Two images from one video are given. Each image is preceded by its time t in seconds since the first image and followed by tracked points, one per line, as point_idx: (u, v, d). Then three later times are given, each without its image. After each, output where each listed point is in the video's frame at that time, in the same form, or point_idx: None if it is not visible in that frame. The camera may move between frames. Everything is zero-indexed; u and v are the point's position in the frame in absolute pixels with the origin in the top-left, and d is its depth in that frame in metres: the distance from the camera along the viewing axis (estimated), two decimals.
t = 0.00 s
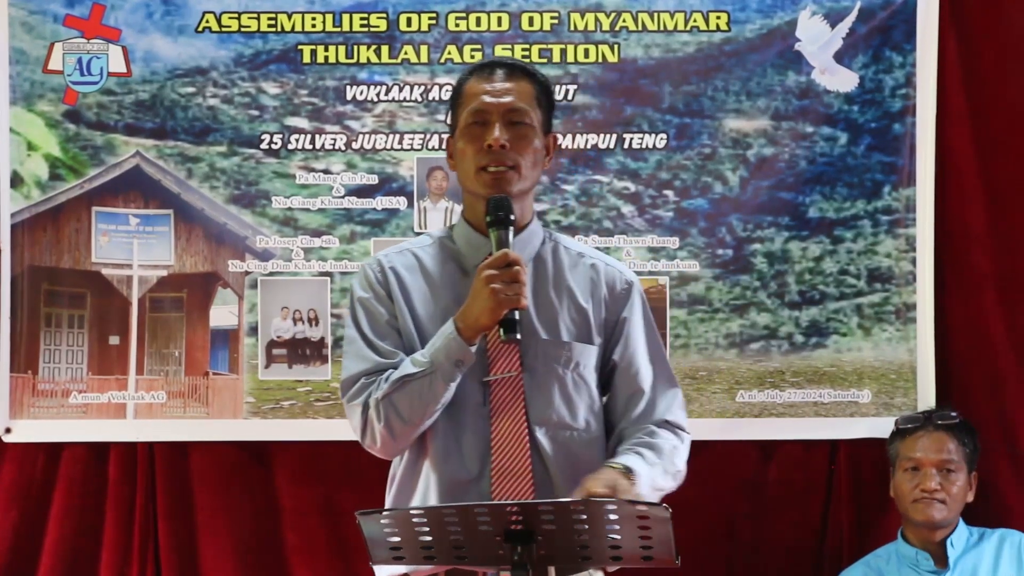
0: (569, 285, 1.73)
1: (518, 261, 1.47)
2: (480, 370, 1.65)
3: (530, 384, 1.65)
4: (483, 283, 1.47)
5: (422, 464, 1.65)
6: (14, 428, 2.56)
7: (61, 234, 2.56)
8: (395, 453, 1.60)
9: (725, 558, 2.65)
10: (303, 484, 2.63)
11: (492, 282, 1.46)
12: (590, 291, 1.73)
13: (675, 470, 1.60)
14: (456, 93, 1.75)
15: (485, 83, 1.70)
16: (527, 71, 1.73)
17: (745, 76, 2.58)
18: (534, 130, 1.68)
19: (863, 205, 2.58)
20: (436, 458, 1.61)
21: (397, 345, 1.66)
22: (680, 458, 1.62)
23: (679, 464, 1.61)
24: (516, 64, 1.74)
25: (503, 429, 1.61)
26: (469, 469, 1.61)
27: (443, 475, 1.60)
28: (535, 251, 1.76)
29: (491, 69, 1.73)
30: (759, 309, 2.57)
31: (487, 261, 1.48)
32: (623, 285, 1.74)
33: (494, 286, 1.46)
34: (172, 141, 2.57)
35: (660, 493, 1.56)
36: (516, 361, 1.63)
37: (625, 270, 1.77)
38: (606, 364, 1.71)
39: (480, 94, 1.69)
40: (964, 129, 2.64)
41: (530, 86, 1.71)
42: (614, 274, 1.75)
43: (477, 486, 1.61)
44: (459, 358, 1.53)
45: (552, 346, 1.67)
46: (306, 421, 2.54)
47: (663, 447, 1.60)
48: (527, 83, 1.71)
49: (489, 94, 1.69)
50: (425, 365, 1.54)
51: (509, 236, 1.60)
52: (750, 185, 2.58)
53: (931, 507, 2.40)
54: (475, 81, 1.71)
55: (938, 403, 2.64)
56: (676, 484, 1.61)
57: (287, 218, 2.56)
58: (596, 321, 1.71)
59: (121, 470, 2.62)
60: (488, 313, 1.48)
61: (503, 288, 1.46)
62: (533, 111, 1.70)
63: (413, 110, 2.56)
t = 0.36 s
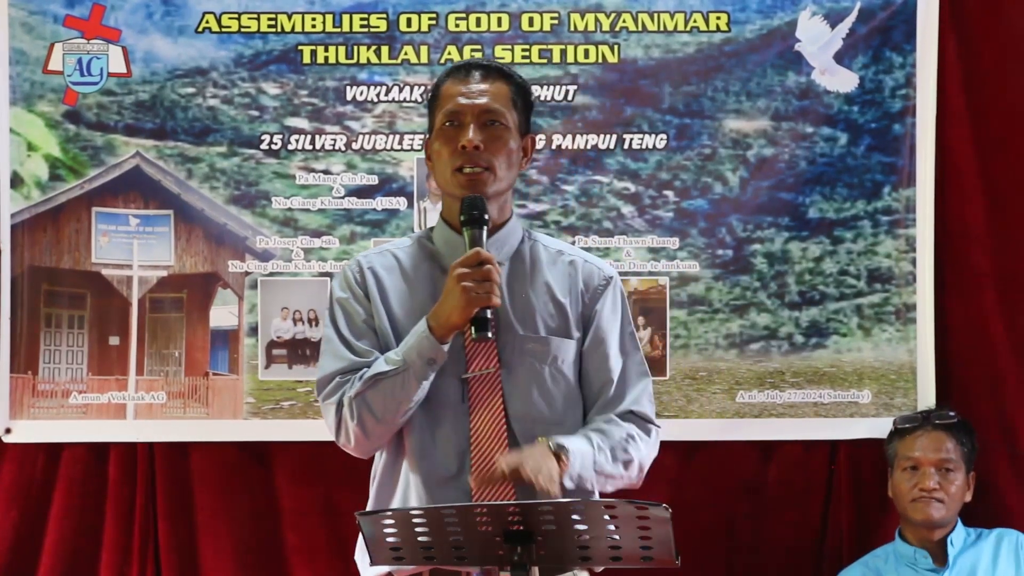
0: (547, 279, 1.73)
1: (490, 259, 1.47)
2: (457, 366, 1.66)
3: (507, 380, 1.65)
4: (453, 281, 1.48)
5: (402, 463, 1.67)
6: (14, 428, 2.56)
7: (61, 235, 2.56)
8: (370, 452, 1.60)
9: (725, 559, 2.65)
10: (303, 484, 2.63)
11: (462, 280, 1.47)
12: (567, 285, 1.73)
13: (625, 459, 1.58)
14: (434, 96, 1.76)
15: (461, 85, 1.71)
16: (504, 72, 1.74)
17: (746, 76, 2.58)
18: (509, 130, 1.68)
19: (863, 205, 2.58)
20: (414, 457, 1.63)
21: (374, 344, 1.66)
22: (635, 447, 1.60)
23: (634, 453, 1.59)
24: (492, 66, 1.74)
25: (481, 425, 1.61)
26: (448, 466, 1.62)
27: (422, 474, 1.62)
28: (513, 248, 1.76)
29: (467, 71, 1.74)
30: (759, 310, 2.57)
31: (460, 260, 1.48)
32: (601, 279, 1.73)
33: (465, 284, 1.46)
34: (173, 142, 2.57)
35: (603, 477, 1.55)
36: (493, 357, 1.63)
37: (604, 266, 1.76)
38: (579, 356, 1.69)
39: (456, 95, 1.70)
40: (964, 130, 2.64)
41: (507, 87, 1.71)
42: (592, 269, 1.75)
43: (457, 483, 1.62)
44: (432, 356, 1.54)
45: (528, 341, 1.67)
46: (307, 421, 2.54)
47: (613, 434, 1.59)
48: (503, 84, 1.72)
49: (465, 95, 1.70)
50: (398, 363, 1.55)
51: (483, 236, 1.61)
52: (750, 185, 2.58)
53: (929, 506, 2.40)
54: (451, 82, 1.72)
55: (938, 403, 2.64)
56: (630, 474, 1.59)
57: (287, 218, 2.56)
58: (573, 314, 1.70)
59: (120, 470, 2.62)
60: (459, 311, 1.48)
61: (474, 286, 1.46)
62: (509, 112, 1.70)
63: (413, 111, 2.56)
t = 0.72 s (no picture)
0: (537, 280, 1.72)
1: (472, 261, 1.47)
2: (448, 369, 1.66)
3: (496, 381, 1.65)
4: (436, 283, 1.48)
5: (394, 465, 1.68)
6: (14, 428, 2.56)
7: (61, 235, 2.56)
8: (361, 455, 1.61)
9: (725, 559, 2.65)
10: (303, 484, 2.63)
11: (444, 283, 1.47)
12: (557, 285, 1.72)
13: (606, 443, 1.58)
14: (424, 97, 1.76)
15: (449, 87, 1.71)
16: (494, 74, 1.73)
17: (746, 76, 2.58)
18: (496, 134, 1.68)
19: (863, 205, 2.58)
20: (403, 459, 1.63)
21: (365, 348, 1.66)
22: (617, 433, 1.59)
23: (615, 438, 1.59)
24: (481, 66, 1.74)
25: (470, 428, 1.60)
26: (438, 468, 1.62)
27: (413, 476, 1.62)
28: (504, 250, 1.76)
29: (456, 72, 1.73)
30: (759, 310, 2.57)
31: (442, 262, 1.48)
32: (592, 278, 1.72)
33: (447, 286, 1.46)
34: (172, 142, 2.57)
35: (579, 456, 1.56)
36: (482, 360, 1.63)
37: (596, 265, 1.75)
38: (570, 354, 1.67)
39: (443, 98, 1.70)
40: (963, 130, 2.64)
41: (495, 89, 1.71)
42: (584, 269, 1.74)
43: (448, 485, 1.61)
44: (417, 359, 1.54)
45: (518, 342, 1.67)
46: (306, 421, 2.54)
47: (594, 416, 1.58)
48: (490, 86, 1.71)
49: (452, 99, 1.70)
50: (384, 367, 1.55)
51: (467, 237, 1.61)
52: (750, 185, 2.58)
53: (927, 506, 2.39)
54: (440, 84, 1.72)
55: (939, 403, 2.64)
56: (611, 459, 1.59)
57: (287, 218, 2.56)
58: (563, 314, 1.69)
59: (120, 470, 2.62)
60: (442, 314, 1.48)
61: (455, 288, 1.46)
62: (497, 115, 1.70)
63: (413, 111, 2.56)
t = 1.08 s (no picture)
0: (542, 282, 1.71)
1: (481, 257, 1.47)
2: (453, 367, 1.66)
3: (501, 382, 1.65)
4: (445, 279, 1.47)
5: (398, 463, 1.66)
6: (13, 428, 2.56)
7: (61, 235, 2.56)
8: (367, 452, 1.60)
9: (725, 559, 2.65)
10: (303, 484, 2.63)
11: (454, 278, 1.46)
12: (563, 287, 1.71)
13: (613, 476, 1.56)
14: (430, 95, 1.75)
15: (457, 84, 1.70)
16: (499, 73, 1.73)
17: (746, 76, 2.58)
18: (505, 129, 1.67)
19: (863, 205, 2.58)
20: (408, 457, 1.62)
21: (370, 345, 1.66)
22: (622, 461, 1.58)
23: (620, 468, 1.57)
24: (488, 65, 1.74)
25: (474, 427, 1.61)
26: (442, 468, 1.61)
27: (416, 475, 1.61)
28: (509, 250, 1.75)
29: (463, 70, 1.73)
30: (759, 310, 2.57)
31: (451, 258, 1.48)
32: (597, 281, 1.72)
33: (456, 282, 1.46)
34: (173, 142, 2.57)
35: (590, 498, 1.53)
36: (487, 358, 1.64)
37: (601, 268, 1.75)
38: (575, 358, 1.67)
39: (451, 94, 1.69)
40: (963, 130, 2.64)
41: (501, 87, 1.70)
42: (589, 271, 1.73)
43: (452, 484, 1.61)
44: (425, 355, 1.53)
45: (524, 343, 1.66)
46: (306, 421, 2.54)
47: (597, 452, 1.56)
48: (498, 83, 1.71)
49: (460, 95, 1.69)
50: (391, 362, 1.54)
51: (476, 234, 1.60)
52: (750, 185, 2.58)
53: (926, 507, 2.39)
54: (448, 82, 1.71)
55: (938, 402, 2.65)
56: (619, 487, 1.58)
57: (287, 218, 2.56)
58: (569, 317, 1.68)
59: (120, 471, 2.62)
60: (451, 310, 1.47)
61: (465, 284, 1.45)
62: (504, 111, 1.69)
63: (413, 111, 2.56)
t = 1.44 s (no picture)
0: (555, 283, 1.72)
1: (505, 254, 1.47)
2: (467, 365, 1.66)
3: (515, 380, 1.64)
4: (468, 275, 1.47)
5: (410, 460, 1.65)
6: (13, 428, 2.56)
7: (61, 234, 2.56)
8: (381, 448, 1.60)
9: (725, 560, 2.65)
10: (303, 484, 2.63)
11: (478, 275, 1.46)
12: (575, 288, 1.72)
13: (617, 469, 1.56)
14: (448, 94, 1.75)
15: (476, 83, 1.70)
16: (518, 73, 1.73)
17: (745, 76, 2.58)
18: (524, 129, 1.67)
19: (863, 205, 2.58)
20: (421, 454, 1.61)
21: (385, 341, 1.65)
22: (626, 456, 1.58)
23: (624, 462, 1.57)
24: (507, 66, 1.74)
25: (488, 424, 1.61)
26: (454, 465, 1.60)
27: (428, 472, 1.60)
28: (522, 250, 1.75)
29: (483, 69, 1.73)
30: (759, 310, 2.57)
31: (475, 254, 1.48)
32: (609, 283, 1.73)
33: (481, 278, 1.46)
34: (172, 142, 2.57)
35: (593, 489, 1.54)
36: (501, 356, 1.63)
37: (612, 271, 1.76)
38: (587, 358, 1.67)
39: (470, 93, 1.69)
40: (963, 130, 2.64)
41: (520, 87, 1.70)
42: (601, 273, 1.74)
43: (464, 482, 1.60)
44: (446, 351, 1.53)
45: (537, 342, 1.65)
46: (306, 421, 2.54)
47: (602, 445, 1.57)
48: (518, 83, 1.71)
49: (479, 93, 1.69)
50: (411, 357, 1.54)
51: (497, 232, 1.60)
52: (750, 186, 2.58)
53: (926, 508, 2.39)
54: (467, 80, 1.71)
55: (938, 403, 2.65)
56: (623, 482, 1.58)
57: (286, 218, 2.56)
58: (581, 317, 1.69)
59: (120, 471, 2.62)
60: (474, 305, 1.47)
61: (490, 281, 1.46)
62: (523, 111, 1.69)
63: (413, 111, 2.56)
